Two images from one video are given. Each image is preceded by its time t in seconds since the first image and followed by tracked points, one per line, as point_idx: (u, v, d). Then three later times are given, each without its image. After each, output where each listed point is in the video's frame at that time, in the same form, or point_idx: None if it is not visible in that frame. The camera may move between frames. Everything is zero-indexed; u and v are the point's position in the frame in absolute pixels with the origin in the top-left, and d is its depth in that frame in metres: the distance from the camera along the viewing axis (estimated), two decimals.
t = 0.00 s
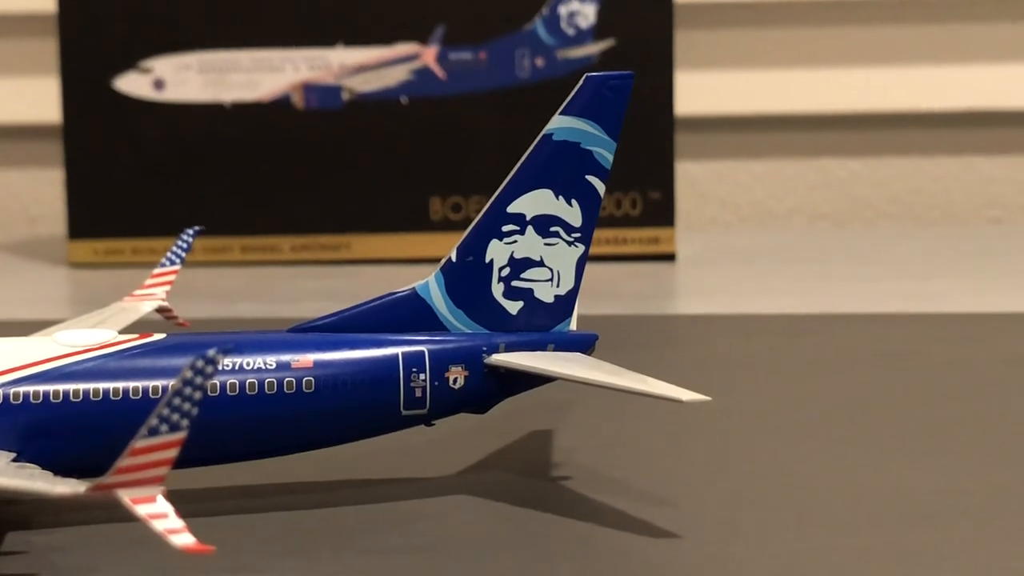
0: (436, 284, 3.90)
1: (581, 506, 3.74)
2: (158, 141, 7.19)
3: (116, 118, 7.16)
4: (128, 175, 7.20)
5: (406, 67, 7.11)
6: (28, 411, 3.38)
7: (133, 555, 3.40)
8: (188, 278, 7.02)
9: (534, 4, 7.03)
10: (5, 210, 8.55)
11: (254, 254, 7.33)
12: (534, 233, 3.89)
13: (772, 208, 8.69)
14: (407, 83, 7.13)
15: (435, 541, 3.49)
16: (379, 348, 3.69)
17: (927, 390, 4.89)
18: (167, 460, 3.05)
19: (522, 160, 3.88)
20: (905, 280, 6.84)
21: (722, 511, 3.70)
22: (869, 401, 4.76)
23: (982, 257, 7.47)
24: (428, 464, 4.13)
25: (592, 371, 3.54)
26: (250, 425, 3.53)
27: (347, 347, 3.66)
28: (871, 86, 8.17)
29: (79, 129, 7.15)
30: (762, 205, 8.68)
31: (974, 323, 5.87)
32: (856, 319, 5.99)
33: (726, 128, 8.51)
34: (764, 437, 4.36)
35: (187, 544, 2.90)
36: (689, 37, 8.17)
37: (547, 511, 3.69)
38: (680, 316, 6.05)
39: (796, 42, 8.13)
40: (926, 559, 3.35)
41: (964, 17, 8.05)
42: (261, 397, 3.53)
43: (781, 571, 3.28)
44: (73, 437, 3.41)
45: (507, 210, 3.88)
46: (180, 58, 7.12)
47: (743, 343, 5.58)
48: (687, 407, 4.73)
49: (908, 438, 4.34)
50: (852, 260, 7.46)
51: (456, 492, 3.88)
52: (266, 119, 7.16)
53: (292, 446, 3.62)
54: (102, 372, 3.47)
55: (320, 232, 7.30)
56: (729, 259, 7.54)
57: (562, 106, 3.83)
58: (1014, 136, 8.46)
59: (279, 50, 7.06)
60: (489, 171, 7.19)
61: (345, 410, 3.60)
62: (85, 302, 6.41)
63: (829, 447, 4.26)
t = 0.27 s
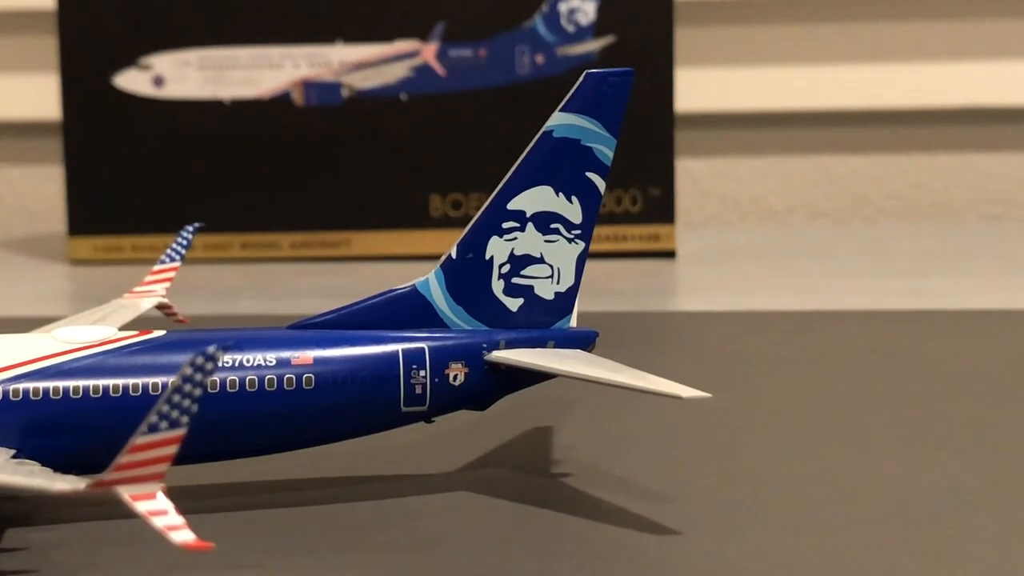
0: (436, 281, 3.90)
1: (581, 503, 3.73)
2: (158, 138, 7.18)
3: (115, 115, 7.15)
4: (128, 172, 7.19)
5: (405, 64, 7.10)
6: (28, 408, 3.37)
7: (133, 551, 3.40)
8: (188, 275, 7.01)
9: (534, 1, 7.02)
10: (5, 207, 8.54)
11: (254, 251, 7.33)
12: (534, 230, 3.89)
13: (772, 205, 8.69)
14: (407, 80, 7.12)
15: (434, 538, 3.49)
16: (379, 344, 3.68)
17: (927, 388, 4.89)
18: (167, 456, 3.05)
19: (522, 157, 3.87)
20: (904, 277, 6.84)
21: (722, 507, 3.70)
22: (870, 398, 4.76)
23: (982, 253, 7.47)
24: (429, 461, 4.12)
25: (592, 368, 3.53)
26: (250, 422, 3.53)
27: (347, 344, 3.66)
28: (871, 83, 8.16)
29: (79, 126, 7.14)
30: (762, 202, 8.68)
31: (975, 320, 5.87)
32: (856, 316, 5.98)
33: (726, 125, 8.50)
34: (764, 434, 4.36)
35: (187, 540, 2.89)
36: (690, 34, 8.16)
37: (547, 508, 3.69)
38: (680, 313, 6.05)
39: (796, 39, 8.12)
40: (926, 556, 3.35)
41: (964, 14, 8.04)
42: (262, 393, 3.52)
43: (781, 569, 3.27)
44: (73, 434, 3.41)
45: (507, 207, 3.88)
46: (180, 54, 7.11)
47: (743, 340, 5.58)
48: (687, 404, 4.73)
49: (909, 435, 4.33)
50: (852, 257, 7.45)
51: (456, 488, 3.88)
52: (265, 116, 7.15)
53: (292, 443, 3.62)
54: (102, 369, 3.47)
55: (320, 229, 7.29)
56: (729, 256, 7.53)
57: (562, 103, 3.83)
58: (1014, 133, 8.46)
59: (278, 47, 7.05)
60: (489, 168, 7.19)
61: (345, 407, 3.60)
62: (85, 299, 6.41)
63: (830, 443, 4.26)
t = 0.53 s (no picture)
0: (436, 279, 3.90)
1: (581, 502, 3.74)
2: (158, 137, 7.18)
3: (116, 114, 7.16)
4: (128, 171, 7.20)
5: (405, 63, 7.11)
6: (29, 407, 3.38)
7: (133, 550, 3.41)
8: (188, 274, 7.02)
9: None
10: (5, 206, 8.55)
11: (255, 250, 7.33)
12: (533, 229, 3.89)
13: (772, 204, 8.69)
14: (408, 79, 7.13)
15: (435, 537, 3.49)
16: (379, 343, 3.69)
17: (926, 386, 4.89)
18: (168, 455, 3.05)
19: (522, 156, 3.88)
20: (904, 276, 6.84)
21: (722, 506, 3.71)
22: (869, 397, 4.77)
23: (982, 252, 7.48)
24: (429, 460, 4.13)
25: (592, 367, 3.54)
26: (250, 420, 3.54)
27: (347, 342, 3.66)
28: (871, 82, 8.16)
29: (79, 125, 7.15)
30: (762, 201, 8.68)
31: (974, 319, 5.87)
32: (856, 315, 5.99)
33: (726, 124, 8.50)
34: (764, 433, 4.36)
35: (188, 539, 2.90)
36: (690, 33, 8.16)
37: (547, 507, 3.70)
38: (680, 312, 6.06)
39: (796, 38, 8.12)
40: (925, 555, 3.36)
41: (965, 13, 8.04)
42: (262, 392, 3.53)
43: (780, 567, 3.28)
44: (74, 433, 3.42)
45: (507, 206, 3.88)
46: (180, 53, 7.12)
47: (743, 339, 5.58)
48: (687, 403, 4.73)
49: (908, 434, 4.34)
50: (852, 256, 7.46)
51: (456, 487, 3.88)
52: (266, 115, 7.16)
53: (292, 441, 3.63)
54: (102, 368, 3.48)
55: (320, 228, 7.30)
56: (729, 255, 7.54)
57: (562, 102, 3.83)
58: (1014, 132, 8.46)
59: (279, 46, 7.06)
60: (489, 167, 7.19)
61: (345, 406, 3.60)
62: (85, 298, 6.41)
63: (829, 442, 4.26)
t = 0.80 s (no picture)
0: (436, 280, 3.90)
1: (581, 503, 3.74)
2: (158, 138, 7.18)
3: (116, 114, 7.16)
4: (128, 172, 7.20)
5: (405, 64, 7.10)
6: (28, 408, 3.38)
7: (133, 551, 3.40)
8: (188, 275, 7.02)
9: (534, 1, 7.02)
10: (5, 207, 8.54)
11: (255, 251, 7.32)
12: (533, 230, 3.89)
13: (772, 204, 8.69)
14: (407, 80, 7.13)
15: (435, 537, 3.49)
16: (379, 344, 3.68)
17: (927, 387, 4.89)
18: (167, 456, 3.05)
19: (522, 157, 3.88)
20: (904, 276, 6.84)
21: (722, 507, 3.70)
22: (870, 397, 4.76)
23: (982, 253, 7.48)
24: (429, 461, 4.12)
25: (592, 368, 3.53)
26: (250, 421, 3.53)
27: (347, 343, 3.66)
28: (870, 83, 8.16)
29: (79, 126, 7.15)
30: (762, 202, 8.68)
31: (974, 320, 5.87)
32: (856, 316, 5.99)
33: (726, 125, 8.50)
34: (764, 434, 4.36)
35: (187, 540, 2.89)
36: (689, 34, 8.16)
37: (547, 508, 3.69)
38: (680, 313, 6.05)
39: (796, 39, 8.12)
40: (926, 556, 3.36)
41: (964, 13, 8.04)
42: (262, 393, 3.53)
43: (780, 568, 3.28)
44: (73, 434, 3.41)
45: (507, 207, 3.88)
46: (180, 54, 7.11)
47: (743, 340, 5.58)
48: (687, 404, 4.73)
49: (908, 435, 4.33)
50: (852, 257, 7.46)
51: (456, 488, 3.88)
52: (266, 116, 7.15)
53: (292, 442, 3.62)
54: (102, 369, 3.47)
55: (320, 229, 7.29)
56: (729, 256, 7.54)
57: (562, 103, 3.83)
58: (1014, 133, 8.46)
59: (278, 47, 7.06)
60: (489, 168, 7.19)
61: (345, 407, 3.60)
62: (85, 299, 6.41)
63: (830, 443, 4.26)
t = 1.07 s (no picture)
0: (436, 280, 3.90)
1: (581, 502, 3.74)
2: (158, 137, 7.18)
3: (116, 114, 7.16)
4: (127, 171, 7.19)
5: (405, 63, 7.10)
6: (28, 408, 3.38)
7: (133, 551, 3.40)
8: (188, 274, 7.01)
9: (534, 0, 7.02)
10: (4, 206, 8.54)
11: (254, 250, 7.32)
12: (533, 229, 3.89)
13: (772, 204, 8.69)
14: (407, 79, 7.12)
15: (434, 537, 3.49)
16: (379, 344, 3.68)
17: (927, 386, 4.89)
18: (167, 455, 3.05)
19: (522, 156, 3.88)
20: (904, 276, 6.84)
21: (722, 506, 3.70)
22: (869, 397, 4.76)
23: (982, 253, 7.48)
24: (429, 460, 4.12)
25: (592, 367, 3.53)
26: (250, 421, 3.53)
27: (347, 343, 3.66)
28: (870, 82, 8.16)
29: (79, 125, 7.14)
30: (762, 201, 8.68)
31: (975, 319, 5.87)
32: (856, 315, 5.99)
33: (726, 124, 8.50)
34: (764, 433, 4.36)
35: (187, 539, 2.89)
36: (689, 33, 8.16)
37: (547, 507, 3.70)
38: (680, 312, 6.05)
39: (796, 38, 8.12)
40: (925, 555, 3.36)
41: (965, 13, 8.03)
42: (262, 392, 3.53)
43: (780, 568, 3.28)
44: (74, 433, 3.41)
45: (507, 206, 3.88)
46: (180, 54, 7.11)
47: (743, 339, 5.58)
48: (687, 403, 4.73)
49: (908, 434, 4.33)
50: (852, 256, 7.45)
51: (456, 488, 3.88)
52: (265, 115, 7.15)
53: (292, 442, 3.62)
54: (102, 369, 3.47)
55: (320, 228, 7.29)
56: (729, 255, 7.54)
57: (562, 102, 3.83)
58: (1014, 132, 8.46)
59: (278, 47, 7.05)
60: (489, 167, 7.19)
61: (345, 406, 3.60)
62: (85, 298, 6.41)
63: (830, 443, 4.26)
